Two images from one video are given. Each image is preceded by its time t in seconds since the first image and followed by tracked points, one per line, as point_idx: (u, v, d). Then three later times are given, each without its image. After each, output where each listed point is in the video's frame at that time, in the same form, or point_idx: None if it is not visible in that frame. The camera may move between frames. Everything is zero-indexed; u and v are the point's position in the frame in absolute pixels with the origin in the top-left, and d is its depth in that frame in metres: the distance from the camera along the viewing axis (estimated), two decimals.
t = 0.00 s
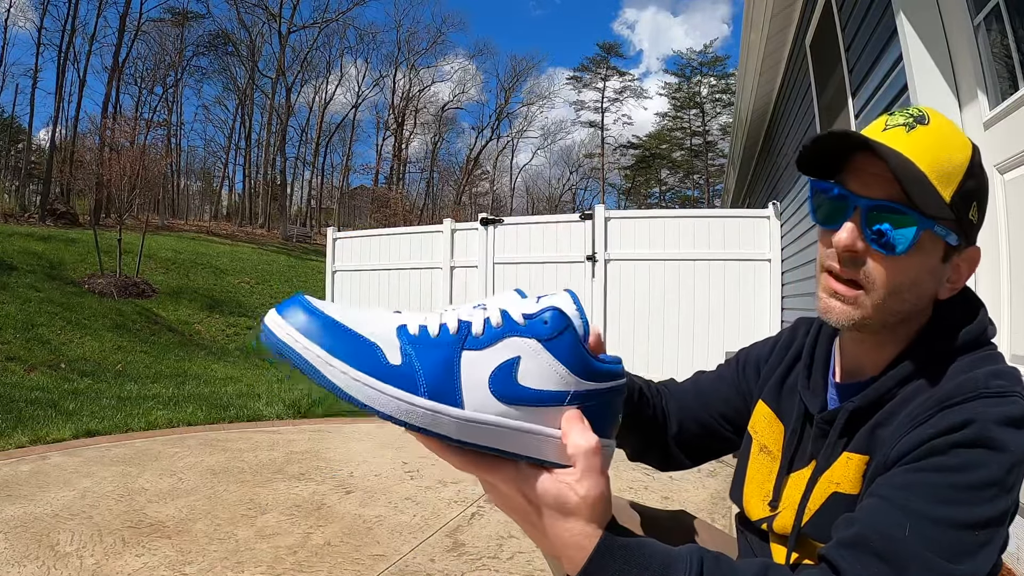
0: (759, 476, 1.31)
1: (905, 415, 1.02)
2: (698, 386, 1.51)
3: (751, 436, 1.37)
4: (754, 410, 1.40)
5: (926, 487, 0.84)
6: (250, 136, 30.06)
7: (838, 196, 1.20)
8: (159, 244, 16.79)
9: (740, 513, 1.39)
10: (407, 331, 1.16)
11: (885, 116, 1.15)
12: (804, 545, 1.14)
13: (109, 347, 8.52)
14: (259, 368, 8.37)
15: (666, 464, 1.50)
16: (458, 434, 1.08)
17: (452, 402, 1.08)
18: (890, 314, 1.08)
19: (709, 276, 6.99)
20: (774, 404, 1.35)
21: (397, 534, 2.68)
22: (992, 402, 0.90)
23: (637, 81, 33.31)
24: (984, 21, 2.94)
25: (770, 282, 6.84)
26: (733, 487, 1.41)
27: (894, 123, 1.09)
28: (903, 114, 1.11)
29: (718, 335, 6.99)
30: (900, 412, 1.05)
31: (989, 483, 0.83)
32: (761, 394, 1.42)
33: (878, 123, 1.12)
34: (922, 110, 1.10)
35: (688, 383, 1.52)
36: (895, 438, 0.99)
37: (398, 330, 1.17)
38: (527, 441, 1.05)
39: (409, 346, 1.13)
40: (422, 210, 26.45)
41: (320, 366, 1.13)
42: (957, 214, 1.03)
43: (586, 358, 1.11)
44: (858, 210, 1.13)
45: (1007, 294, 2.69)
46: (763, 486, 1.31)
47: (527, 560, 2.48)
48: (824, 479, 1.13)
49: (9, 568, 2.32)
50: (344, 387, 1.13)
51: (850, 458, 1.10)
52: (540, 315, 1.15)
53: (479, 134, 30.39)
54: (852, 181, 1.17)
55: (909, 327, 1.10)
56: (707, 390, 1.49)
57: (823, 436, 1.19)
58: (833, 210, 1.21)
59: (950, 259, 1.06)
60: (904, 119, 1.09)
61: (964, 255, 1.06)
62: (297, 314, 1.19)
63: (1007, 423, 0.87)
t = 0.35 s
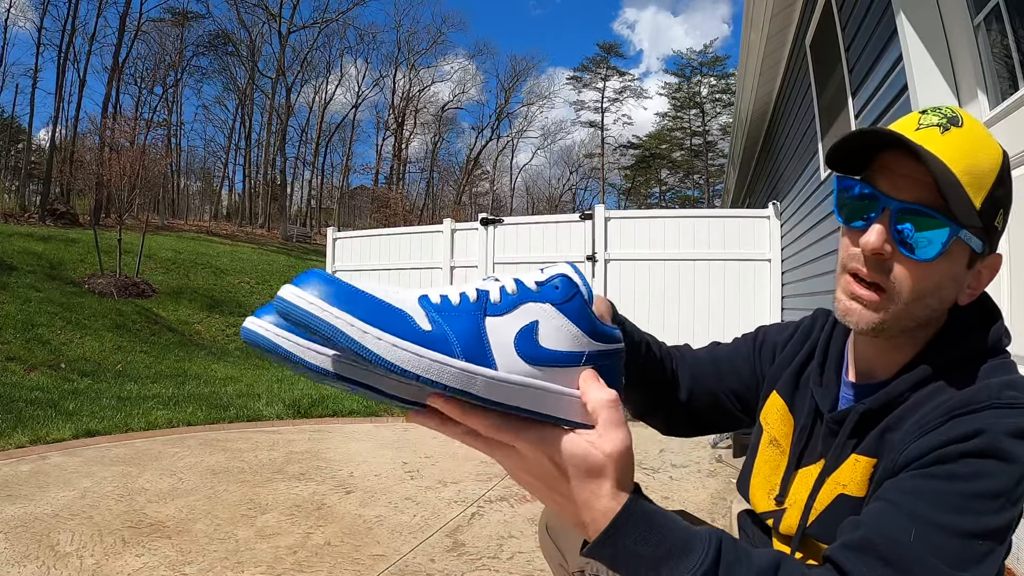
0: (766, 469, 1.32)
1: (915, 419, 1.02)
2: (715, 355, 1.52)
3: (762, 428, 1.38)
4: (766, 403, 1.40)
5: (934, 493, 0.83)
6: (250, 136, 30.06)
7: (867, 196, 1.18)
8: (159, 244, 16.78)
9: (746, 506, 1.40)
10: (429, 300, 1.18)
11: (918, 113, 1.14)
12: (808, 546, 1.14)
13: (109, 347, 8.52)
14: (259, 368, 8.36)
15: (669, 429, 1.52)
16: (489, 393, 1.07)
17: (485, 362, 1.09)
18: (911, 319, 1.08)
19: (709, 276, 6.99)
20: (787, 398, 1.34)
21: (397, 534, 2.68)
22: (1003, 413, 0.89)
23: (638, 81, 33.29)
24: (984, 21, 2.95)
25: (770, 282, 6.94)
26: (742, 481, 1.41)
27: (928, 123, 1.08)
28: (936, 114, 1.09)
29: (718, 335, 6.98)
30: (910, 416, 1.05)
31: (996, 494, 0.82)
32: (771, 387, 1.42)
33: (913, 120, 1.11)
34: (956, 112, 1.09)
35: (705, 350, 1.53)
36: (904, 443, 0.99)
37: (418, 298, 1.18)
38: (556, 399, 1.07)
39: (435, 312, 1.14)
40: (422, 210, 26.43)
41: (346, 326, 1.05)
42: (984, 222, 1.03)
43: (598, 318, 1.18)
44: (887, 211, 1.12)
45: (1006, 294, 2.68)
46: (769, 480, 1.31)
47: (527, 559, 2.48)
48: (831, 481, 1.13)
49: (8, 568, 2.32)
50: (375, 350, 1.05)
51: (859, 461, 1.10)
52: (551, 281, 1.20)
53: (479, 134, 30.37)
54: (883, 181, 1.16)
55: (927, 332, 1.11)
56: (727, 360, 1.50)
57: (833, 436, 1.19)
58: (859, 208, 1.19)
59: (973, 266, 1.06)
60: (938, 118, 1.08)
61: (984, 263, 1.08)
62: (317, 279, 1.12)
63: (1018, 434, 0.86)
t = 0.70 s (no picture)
0: (770, 465, 1.32)
1: (920, 423, 1.03)
2: (727, 328, 1.54)
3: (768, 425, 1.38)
4: (775, 399, 1.40)
5: (939, 497, 0.83)
6: (250, 136, 30.05)
7: (880, 196, 1.17)
8: (159, 244, 16.77)
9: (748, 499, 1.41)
10: (453, 252, 1.19)
11: (933, 111, 1.13)
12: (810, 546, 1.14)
13: (109, 347, 8.53)
14: (259, 368, 8.36)
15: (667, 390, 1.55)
16: (528, 338, 1.10)
17: (518, 309, 1.12)
18: (922, 320, 1.09)
19: (708, 275, 7.00)
20: (797, 395, 1.35)
21: (397, 534, 2.69)
22: (1009, 418, 0.89)
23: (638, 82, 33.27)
24: (984, 21, 2.98)
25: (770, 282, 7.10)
26: (744, 475, 1.42)
27: (943, 123, 1.07)
28: (952, 113, 1.09)
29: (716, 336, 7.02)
30: (914, 420, 1.05)
31: (999, 498, 0.82)
32: (779, 383, 1.42)
33: (928, 118, 1.10)
34: (972, 111, 1.08)
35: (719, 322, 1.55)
36: (908, 446, 1.00)
37: (441, 253, 1.20)
38: (590, 340, 1.13)
39: (460, 264, 1.17)
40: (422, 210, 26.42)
41: (380, 290, 1.06)
42: (999, 225, 1.03)
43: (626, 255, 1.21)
44: (901, 211, 1.12)
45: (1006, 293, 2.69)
46: (773, 476, 1.32)
47: (528, 559, 2.48)
48: (835, 482, 1.14)
49: (9, 568, 2.32)
50: (409, 309, 1.06)
51: (862, 463, 1.10)
52: (575, 220, 1.22)
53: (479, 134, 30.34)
54: (897, 181, 1.15)
55: (936, 333, 1.12)
56: (734, 337, 1.52)
57: (838, 435, 1.20)
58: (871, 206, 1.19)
59: (985, 269, 1.06)
60: (954, 118, 1.07)
61: (995, 265, 1.08)
62: (334, 242, 1.12)
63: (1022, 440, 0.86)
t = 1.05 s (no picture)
0: (774, 460, 1.31)
1: (920, 428, 1.03)
2: (745, 308, 1.51)
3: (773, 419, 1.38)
4: (781, 392, 1.40)
5: (936, 505, 0.82)
6: (251, 136, 30.06)
7: (885, 195, 1.15)
8: (160, 244, 16.77)
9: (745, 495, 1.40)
10: (464, 195, 1.11)
11: (936, 111, 1.12)
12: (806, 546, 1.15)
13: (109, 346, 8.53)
14: (259, 368, 8.35)
15: (675, 358, 1.53)
16: (557, 282, 1.01)
17: (546, 252, 1.05)
18: (926, 321, 1.09)
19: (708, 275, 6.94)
20: (805, 390, 1.35)
21: (397, 534, 2.68)
22: (1006, 428, 0.90)
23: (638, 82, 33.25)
24: (984, 22, 2.99)
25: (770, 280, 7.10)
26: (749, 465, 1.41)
27: (948, 123, 1.07)
28: (956, 113, 1.08)
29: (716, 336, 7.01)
30: (914, 424, 1.06)
31: (997, 508, 0.82)
32: (785, 376, 1.42)
33: (932, 119, 1.10)
34: (975, 111, 1.09)
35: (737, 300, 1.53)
36: (908, 451, 1.00)
37: (453, 197, 1.12)
38: (631, 282, 1.06)
39: (475, 207, 1.08)
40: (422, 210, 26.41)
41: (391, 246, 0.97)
42: (1003, 224, 1.04)
43: (662, 187, 1.17)
44: (908, 211, 1.11)
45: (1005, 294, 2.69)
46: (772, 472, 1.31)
47: (528, 560, 2.48)
48: (832, 483, 1.14)
49: (8, 568, 2.32)
50: (420, 262, 0.96)
51: (860, 467, 1.10)
52: (604, 149, 1.16)
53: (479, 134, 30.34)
54: (902, 182, 1.13)
55: (937, 335, 1.12)
56: (750, 318, 1.49)
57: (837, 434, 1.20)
58: (874, 204, 1.17)
59: (988, 269, 1.07)
60: (959, 117, 1.07)
61: (997, 265, 1.09)
62: (333, 194, 1.07)
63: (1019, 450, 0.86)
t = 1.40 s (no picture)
0: (778, 464, 1.32)
1: (926, 432, 1.03)
2: (750, 304, 1.51)
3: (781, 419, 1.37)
4: (788, 392, 1.39)
5: (944, 506, 0.83)
6: (250, 136, 30.06)
7: (896, 195, 1.14)
8: (160, 244, 16.77)
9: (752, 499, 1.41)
10: (461, 172, 1.12)
11: (950, 111, 1.12)
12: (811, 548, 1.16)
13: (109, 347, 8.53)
14: (259, 369, 8.35)
15: (679, 357, 1.53)
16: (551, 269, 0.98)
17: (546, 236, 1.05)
18: (938, 325, 1.09)
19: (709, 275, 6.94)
20: (810, 389, 1.35)
21: (397, 534, 2.68)
22: (1015, 429, 0.89)
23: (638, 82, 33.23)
24: (984, 22, 2.99)
25: (770, 279, 7.07)
26: (750, 472, 1.42)
27: (964, 123, 1.06)
28: (972, 112, 1.08)
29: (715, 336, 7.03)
30: (918, 428, 1.06)
31: (1007, 510, 0.81)
32: (791, 375, 1.42)
33: (944, 120, 1.10)
34: (990, 113, 1.08)
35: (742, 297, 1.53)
36: (914, 456, 1.00)
37: (449, 174, 1.12)
38: (639, 273, 1.07)
39: (469, 185, 1.08)
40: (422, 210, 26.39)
41: (381, 223, 0.96)
42: (1016, 230, 1.04)
43: (672, 170, 1.16)
44: (923, 213, 1.10)
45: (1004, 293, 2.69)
46: (780, 475, 1.32)
47: (528, 560, 2.49)
48: (838, 486, 1.14)
49: (9, 568, 2.32)
50: (415, 241, 0.96)
51: (865, 470, 1.11)
52: (612, 130, 1.15)
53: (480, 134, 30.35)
54: (920, 184, 1.12)
55: (946, 337, 1.13)
56: (755, 318, 1.49)
57: (842, 436, 1.20)
58: (887, 207, 1.16)
59: (998, 271, 1.08)
60: (974, 116, 1.07)
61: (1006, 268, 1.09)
62: (320, 169, 1.06)
63: None
